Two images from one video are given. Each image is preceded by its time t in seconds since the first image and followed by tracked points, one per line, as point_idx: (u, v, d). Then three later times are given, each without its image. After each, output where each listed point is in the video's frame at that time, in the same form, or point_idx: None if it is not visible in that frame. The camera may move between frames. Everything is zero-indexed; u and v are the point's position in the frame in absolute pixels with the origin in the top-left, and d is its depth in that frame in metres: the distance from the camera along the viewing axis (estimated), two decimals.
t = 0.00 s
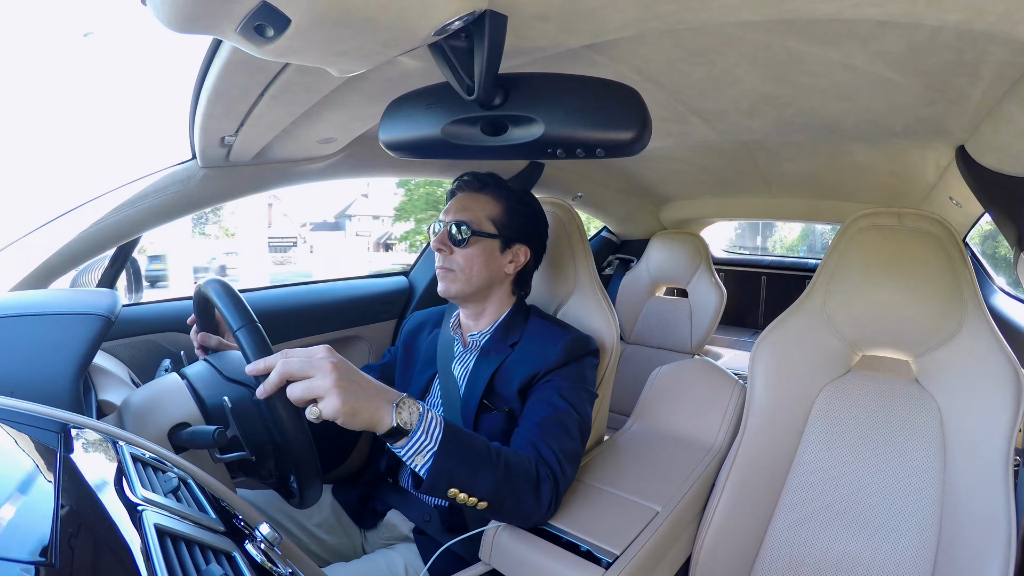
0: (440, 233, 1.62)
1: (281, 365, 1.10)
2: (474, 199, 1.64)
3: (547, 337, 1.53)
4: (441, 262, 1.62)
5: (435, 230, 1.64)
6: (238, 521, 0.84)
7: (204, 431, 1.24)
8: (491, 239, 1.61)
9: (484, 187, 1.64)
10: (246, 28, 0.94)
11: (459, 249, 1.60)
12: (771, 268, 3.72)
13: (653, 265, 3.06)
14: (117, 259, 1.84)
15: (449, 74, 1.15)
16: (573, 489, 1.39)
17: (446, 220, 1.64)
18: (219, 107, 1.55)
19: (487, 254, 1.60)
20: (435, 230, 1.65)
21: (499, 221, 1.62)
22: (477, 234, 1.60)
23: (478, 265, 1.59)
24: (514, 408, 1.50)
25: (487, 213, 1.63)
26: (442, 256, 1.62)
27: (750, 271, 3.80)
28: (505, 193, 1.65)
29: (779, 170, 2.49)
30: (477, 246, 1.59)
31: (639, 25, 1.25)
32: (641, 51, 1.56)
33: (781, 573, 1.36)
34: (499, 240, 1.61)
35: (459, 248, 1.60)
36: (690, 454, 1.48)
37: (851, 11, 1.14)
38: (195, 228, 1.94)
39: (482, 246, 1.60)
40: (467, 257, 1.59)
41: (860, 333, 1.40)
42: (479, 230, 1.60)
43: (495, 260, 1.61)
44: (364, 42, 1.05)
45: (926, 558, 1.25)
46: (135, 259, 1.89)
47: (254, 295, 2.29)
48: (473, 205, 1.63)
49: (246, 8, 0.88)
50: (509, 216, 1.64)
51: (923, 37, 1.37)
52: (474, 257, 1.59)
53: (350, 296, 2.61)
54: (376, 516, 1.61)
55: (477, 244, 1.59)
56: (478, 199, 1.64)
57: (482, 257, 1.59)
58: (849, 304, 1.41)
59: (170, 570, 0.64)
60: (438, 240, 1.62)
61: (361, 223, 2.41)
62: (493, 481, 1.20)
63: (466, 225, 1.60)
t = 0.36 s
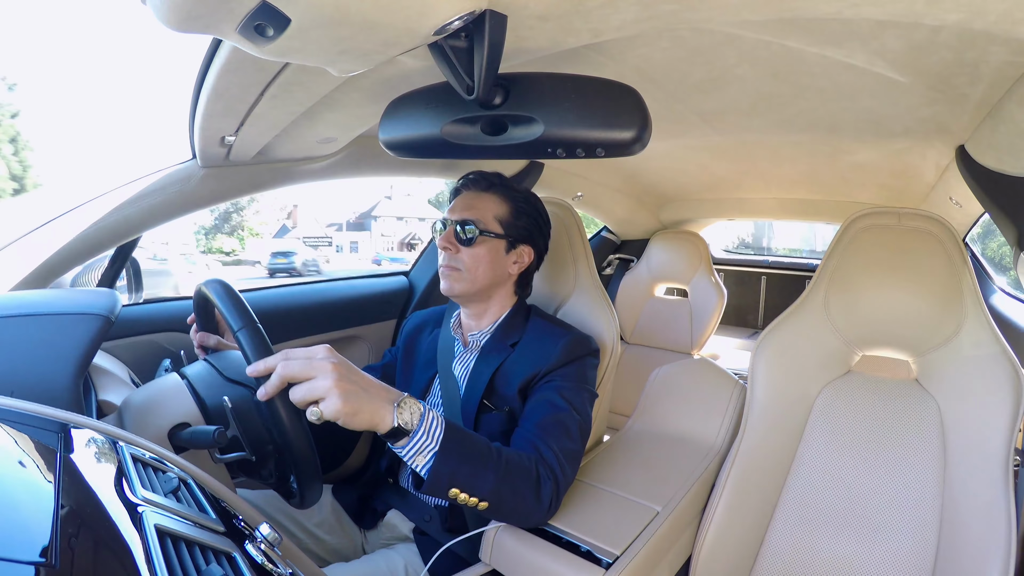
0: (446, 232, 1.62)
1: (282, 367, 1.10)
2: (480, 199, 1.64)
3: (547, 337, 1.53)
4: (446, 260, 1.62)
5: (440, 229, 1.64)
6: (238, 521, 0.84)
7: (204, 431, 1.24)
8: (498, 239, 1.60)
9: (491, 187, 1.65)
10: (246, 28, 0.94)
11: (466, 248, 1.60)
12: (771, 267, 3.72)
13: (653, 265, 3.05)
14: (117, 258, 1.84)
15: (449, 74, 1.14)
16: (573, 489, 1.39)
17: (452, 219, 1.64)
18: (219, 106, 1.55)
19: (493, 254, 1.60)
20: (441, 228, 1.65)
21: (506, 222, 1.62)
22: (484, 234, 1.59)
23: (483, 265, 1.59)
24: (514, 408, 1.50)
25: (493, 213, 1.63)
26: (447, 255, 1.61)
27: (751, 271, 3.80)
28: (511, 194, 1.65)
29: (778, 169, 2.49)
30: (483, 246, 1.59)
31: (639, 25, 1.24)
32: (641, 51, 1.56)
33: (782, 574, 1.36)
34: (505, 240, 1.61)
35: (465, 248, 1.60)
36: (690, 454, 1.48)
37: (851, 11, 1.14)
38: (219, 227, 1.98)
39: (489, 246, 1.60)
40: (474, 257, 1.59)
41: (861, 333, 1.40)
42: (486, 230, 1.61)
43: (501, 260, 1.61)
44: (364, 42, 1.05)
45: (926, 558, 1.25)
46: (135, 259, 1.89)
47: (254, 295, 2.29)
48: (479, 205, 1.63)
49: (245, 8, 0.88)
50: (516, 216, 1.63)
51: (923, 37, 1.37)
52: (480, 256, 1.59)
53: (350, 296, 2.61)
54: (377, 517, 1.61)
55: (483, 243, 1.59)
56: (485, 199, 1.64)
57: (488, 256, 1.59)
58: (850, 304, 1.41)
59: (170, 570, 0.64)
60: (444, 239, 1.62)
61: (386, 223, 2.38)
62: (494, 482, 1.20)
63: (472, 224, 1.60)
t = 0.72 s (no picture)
0: (473, 232, 1.57)
1: (282, 369, 1.08)
2: (497, 199, 1.62)
3: (547, 337, 1.53)
4: (469, 262, 1.57)
5: (464, 228, 1.58)
6: (238, 521, 0.84)
7: (203, 431, 1.25)
8: (517, 240, 1.61)
9: (506, 187, 1.64)
10: (246, 28, 0.94)
11: (491, 249, 1.57)
12: (771, 268, 3.73)
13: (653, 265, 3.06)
14: (117, 259, 1.83)
15: (450, 75, 1.14)
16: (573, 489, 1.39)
17: (475, 219, 1.59)
18: (219, 107, 1.56)
19: (514, 255, 1.61)
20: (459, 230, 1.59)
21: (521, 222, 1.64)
22: (509, 236, 1.59)
23: (507, 266, 1.60)
24: (514, 408, 1.50)
25: (511, 213, 1.62)
26: (471, 256, 1.57)
27: (750, 271, 3.81)
28: (519, 195, 1.66)
29: (778, 170, 2.49)
30: (507, 247, 1.59)
31: (639, 25, 1.24)
32: (641, 51, 1.56)
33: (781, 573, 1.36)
34: (521, 241, 1.63)
35: (491, 249, 1.57)
36: (690, 454, 1.48)
37: (851, 12, 1.14)
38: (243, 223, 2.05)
39: (511, 247, 1.60)
40: (498, 258, 1.58)
41: (860, 333, 1.40)
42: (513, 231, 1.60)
43: (517, 261, 1.63)
44: (364, 43, 1.05)
45: (926, 557, 1.25)
46: (135, 259, 1.87)
47: (254, 295, 2.29)
48: (499, 205, 1.61)
49: (246, 8, 0.88)
50: (525, 217, 1.65)
51: (923, 38, 1.37)
52: (504, 257, 1.59)
53: (350, 296, 2.61)
54: (377, 516, 1.61)
55: (508, 245, 1.59)
56: (500, 199, 1.62)
57: (510, 257, 1.60)
58: (850, 304, 1.41)
59: (170, 570, 0.64)
60: (468, 239, 1.57)
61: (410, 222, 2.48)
62: (495, 480, 1.20)
63: (501, 225, 1.58)
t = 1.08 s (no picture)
0: (480, 236, 1.56)
1: (283, 374, 1.07)
2: (501, 201, 1.61)
3: (547, 337, 1.53)
4: (476, 265, 1.57)
5: (470, 232, 1.57)
6: (238, 522, 0.84)
7: (203, 432, 1.26)
8: (523, 242, 1.62)
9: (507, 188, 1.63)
10: (246, 28, 0.94)
11: (499, 252, 1.57)
12: (770, 268, 3.73)
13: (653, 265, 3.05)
14: (117, 258, 1.83)
15: (450, 75, 1.14)
16: (573, 489, 1.39)
17: (480, 222, 1.58)
18: (219, 107, 1.55)
19: (519, 258, 1.62)
20: (464, 232, 1.57)
21: (522, 223, 1.64)
22: (517, 239, 1.59)
23: (512, 268, 1.60)
24: (514, 408, 1.50)
25: (515, 215, 1.63)
26: (479, 259, 1.56)
27: (750, 271, 3.81)
28: (520, 195, 1.66)
29: (778, 170, 2.49)
30: (514, 250, 1.60)
31: (639, 25, 1.24)
32: (641, 51, 1.56)
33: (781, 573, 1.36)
34: (525, 242, 1.63)
35: (498, 252, 1.57)
36: (690, 453, 1.48)
37: (852, 12, 1.14)
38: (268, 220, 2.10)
39: (518, 250, 1.61)
40: (506, 261, 1.59)
41: (860, 333, 1.40)
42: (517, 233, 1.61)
43: (521, 262, 1.64)
44: (363, 42, 1.05)
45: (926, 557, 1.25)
46: (135, 259, 1.87)
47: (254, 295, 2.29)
48: (503, 207, 1.61)
49: (246, 8, 0.88)
50: (526, 218, 1.66)
51: (923, 37, 1.37)
52: (510, 260, 1.60)
53: (351, 296, 2.61)
54: (377, 517, 1.61)
55: (515, 248, 1.60)
56: (505, 201, 1.62)
57: (515, 259, 1.61)
58: (850, 304, 1.40)
59: (171, 570, 0.64)
60: (475, 243, 1.56)
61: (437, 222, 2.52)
62: (497, 480, 1.20)
63: (507, 228, 1.58)
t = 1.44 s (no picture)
0: (453, 233, 1.61)
1: (284, 378, 1.07)
2: (485, 200, 1.63)
3: (547, 337, 1.53)
4: (451, 262, 1.61)
5: (446, 230, 1.62)
6: (238, 521, 0.84)
7: (203, 431, 1.26)
8: (504, 241, 1.60)
9: (498, 186, 1.64)
10: (246, 28, 0.93)
11: (471, 249, 1.59)
12: (770, 268, 3.74)
13: (653, 265, 3.06)
14: (117, 259, 1.82)
15: (450, 75, 1.14)
16: (573, 489, 1.39)
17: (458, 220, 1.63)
18: (219, 107, 1.55)
19: (499, 257, 1.60)
20: (444, 231, 1.63)
21: (512, 223, 1.63)
22: (490, 237, 1.59)
23: (489, 265, 1.59)
24: (515, 408, 1.50)
25: (498, 214, 1.63)
26: (452, 256, 1.60)
27: (750, 271, 3.81)
28: (517, 195, 1.65)
29: (778, 170, 2.49)
30: (489, 248, 1.59)
31: (639, 25, 1.24)
32: (641, 51, 1.56)
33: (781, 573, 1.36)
34: (510, 241, 1.62)
35: (471, 249, 1.59)
36: (690, 453, 1.48)
37: (851, 12, 1.14)
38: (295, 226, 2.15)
39: (495, 249, 1.60)
40: (480, 259, 1.59)
41: (861, 333, 1.40)
42: (495, 231, 1.61)
43: (506, 262, 1.62)
44: (363, 42, 1.05)
45: (926, 558, 1.25)
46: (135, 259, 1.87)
47: (254, 295, 2.29)
48: (485, 205, 1.63)
49: (246, 7, 0.88)
50: (520, 217, 1.64)
51: (922, 37, 1.37)
52: (487, 258, 1.59)
53: (351, 296, 2.61)
54: (377, 516, 1.62)
55: (489, 246, 1.59)
56: (490, 200, 1.63)
57: (494, 257, 1.60)
58: (849, 303, 1.40)
59: (171, 570, 0.64)
60: (448, 240, 1.61)
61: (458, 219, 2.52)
62: (498, 480, 1.20)
63: (479, 226, 1.60)
